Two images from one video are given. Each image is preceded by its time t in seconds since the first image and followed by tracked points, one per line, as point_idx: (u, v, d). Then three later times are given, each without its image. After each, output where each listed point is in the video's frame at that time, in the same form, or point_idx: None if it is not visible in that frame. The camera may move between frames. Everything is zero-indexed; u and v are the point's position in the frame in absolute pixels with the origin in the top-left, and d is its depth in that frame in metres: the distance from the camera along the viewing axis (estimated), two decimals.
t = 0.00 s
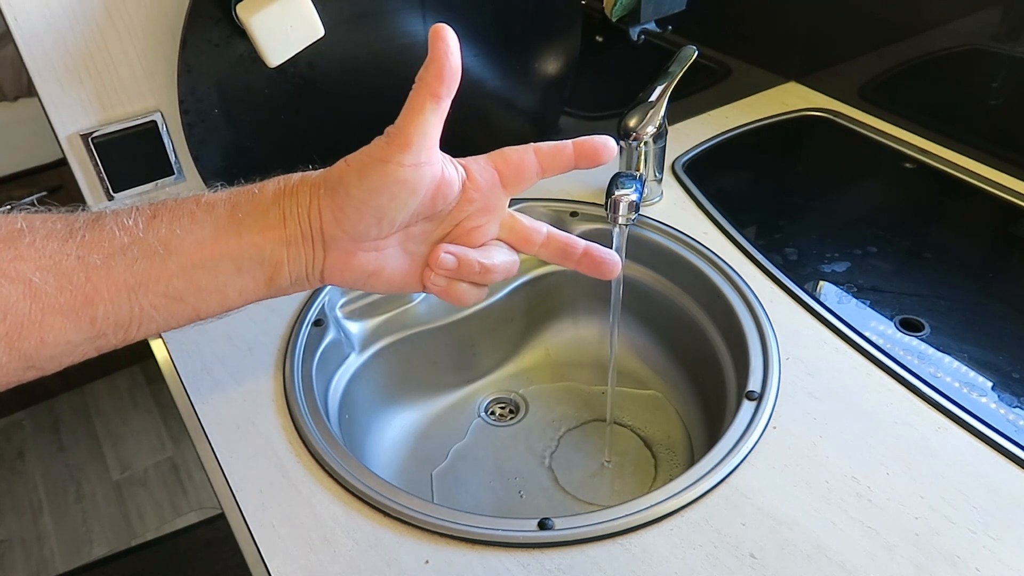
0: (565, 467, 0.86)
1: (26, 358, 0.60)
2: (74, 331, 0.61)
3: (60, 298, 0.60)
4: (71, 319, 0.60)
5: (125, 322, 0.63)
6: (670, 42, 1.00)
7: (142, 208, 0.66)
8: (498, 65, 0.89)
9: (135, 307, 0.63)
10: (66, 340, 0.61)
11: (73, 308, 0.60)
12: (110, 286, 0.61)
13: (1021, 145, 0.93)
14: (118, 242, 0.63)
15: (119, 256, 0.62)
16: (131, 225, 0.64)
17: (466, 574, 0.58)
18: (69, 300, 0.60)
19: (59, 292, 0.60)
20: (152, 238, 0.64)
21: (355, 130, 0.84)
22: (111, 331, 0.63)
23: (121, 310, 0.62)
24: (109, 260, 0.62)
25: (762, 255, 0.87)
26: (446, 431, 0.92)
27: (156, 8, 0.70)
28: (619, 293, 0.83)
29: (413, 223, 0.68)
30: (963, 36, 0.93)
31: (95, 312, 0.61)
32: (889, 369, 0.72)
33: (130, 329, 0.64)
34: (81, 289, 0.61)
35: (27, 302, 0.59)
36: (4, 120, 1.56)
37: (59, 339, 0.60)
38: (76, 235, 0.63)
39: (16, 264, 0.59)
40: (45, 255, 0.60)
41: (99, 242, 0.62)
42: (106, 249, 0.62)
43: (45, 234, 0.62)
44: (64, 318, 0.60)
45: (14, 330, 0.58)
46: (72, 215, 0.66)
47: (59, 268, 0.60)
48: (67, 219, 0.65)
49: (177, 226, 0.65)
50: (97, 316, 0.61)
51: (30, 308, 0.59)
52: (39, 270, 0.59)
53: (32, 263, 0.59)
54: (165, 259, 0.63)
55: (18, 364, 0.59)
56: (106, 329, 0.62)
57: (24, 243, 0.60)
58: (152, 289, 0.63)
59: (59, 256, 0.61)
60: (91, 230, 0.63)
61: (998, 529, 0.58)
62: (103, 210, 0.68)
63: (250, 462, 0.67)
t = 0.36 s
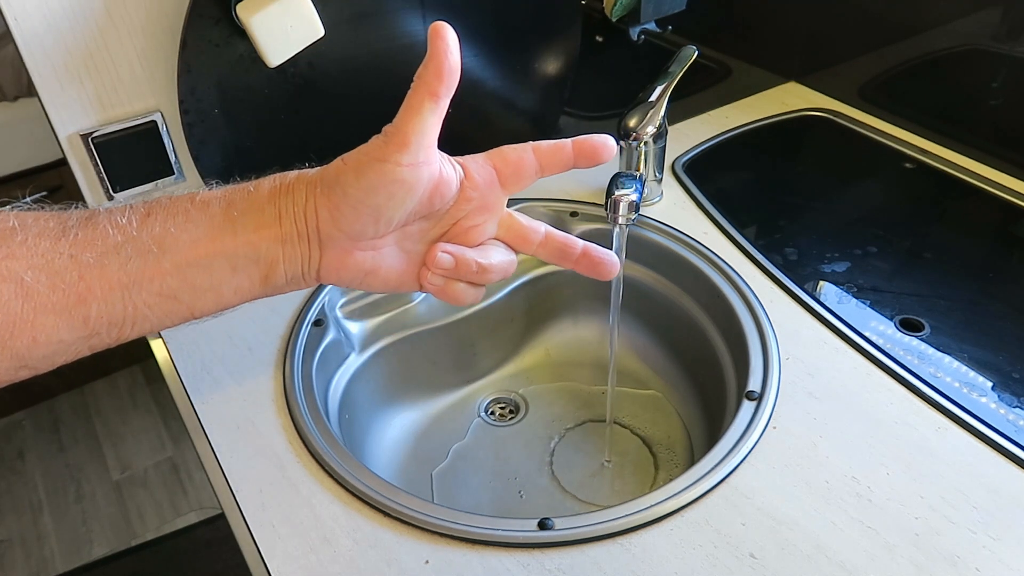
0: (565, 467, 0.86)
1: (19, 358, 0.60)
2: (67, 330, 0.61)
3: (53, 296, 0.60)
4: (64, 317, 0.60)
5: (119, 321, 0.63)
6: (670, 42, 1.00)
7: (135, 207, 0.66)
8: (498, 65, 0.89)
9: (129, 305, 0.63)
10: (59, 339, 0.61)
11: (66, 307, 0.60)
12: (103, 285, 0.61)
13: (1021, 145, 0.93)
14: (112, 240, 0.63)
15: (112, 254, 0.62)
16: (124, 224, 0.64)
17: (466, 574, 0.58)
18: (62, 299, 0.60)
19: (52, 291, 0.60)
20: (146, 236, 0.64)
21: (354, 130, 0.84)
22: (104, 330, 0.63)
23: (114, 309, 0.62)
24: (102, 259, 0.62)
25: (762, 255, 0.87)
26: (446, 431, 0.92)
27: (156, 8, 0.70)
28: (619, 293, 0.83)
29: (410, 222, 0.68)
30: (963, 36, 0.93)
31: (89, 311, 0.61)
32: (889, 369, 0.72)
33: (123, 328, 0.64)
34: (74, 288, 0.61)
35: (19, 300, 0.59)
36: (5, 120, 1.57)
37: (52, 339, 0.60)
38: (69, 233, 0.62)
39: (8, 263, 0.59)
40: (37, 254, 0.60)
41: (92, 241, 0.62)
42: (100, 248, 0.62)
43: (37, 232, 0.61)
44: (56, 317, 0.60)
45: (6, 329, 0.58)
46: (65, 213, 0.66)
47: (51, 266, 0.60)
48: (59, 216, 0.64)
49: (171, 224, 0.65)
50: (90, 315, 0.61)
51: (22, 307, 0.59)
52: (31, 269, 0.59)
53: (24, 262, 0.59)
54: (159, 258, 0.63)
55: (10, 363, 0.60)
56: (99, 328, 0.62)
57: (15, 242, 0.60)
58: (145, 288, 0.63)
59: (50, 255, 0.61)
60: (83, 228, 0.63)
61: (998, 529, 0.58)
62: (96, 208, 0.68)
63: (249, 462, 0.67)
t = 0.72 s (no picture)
0: (565, 467, 0.86)
1: (13, 366, 0.60)
2: (60, 338, 0.61)
3: (46, 304, 0.60)
4: (58, 325, 0.60)
5: (113, 330, 0.63)
6: (670, 42, 1.00)
7: (129, 215, 0.66)
8: (498, 65, 0.89)
9: (122, 314, 0.63)
10: (52, 348, 0.61)
11: (60, 316, 0.60)
12: (96, 294, 0.61)
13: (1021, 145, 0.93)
14: (105, 249, 0.63)
15: (106, 262, 0.62)
16: (118, 232, 0.64)
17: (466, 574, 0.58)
18: (55, 307, 0.60)
19: (45, 300, 0.60)
20: (140, 245, 0.64)
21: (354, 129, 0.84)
22: (98, 338, 0.63)
23: (108, 318, 0.62)
24: (96, 267, 0.62)
25: (762, 255, 0.87)
26: (447, 431, 0.92)
27: (156, 8, 0.70)
28: (619, 293, 0.83)
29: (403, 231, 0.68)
30: (963, 36, 0.93)
31: (82, 319, 0.61)
32: (889, 369, 0.72)
33: (116, 336, 0.64)
34: (68, 296, 0.61)
35: (13, 309, 0.59)
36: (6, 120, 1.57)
37: (45, 347, 0.60)
38: (62, 242, 0.62)
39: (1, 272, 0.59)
40: (31, 262, 0.60)
41: (86, 250, 0.62)
42: (93, 257, 0.62)
43: (31, 241, 0.61)
44: (50, 326, 0.60)
45: None
46: (59, 222, 0.66)
47: (44, 275, 0.60)
48: (53, 225, 0.64)
49: (165, 233, 0.65)
50: (83, 323, 0.61)
51: (16, 316, 0.59)
52: (24, 277, 0.59)
53: (17, 270, 0.59)
54: (153, 266, 0.63)
55: (3, 371, 0.60)
56: (92, 336, 0.62)
57: (9, 250, 0.60)
58: (139, 297, 0.63)
59: (44, 264, 0.60)
60: (77, 237, 0.63)
61: (998, 529, 0.58)
62: (89, 217, 0.68)
63: (250, 462, 0.67)
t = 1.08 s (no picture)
0: (565, 468, 0.86)
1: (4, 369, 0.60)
2: (51, 341, 0.61)
3: (38, 308, 0.60)
4: (49, 329, 0.60)
5: (104, 333, 0.63)
6: (670, 42, 1.00)
7: (120, 220, 0.66)
8: (498, 65, 0.89)
9: (112, 318, 0.63)
10: (43, 351, 0.61)
11: (51, 319, 0.60)
12: (87, 298, 0.61)
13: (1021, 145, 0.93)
14: (96, 253, 0.63)
15: (97, 267, 0.62)
16: (108, 237, 0.64)
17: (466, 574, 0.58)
18: (46, 310, 0.60)
19: (37, 303, 0.60)
20: (130, 249, 0.64)
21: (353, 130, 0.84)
22: (89, 342, 0.63)
23: (99, 321, 0.62)
24: (87, 271, 0.62)
25: (762, 255, 0.87)
26: (447, 432, 0.91)
27: (155, 8, 0.70)
28: (619, 293, 0.83)
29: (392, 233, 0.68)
30: (963, 36, 0.93)
31: (73, 323, 0.61)
32: (889, 369, 0.72)
33: (108, 340, 0.63)
34: (58, 300, 0.61)
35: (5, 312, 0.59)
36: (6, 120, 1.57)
37: (36, 350, 0.60)
38: (53, 247, 0.62)
39: None
40: (22, 267, 0.60)
41: (77, 254, 0.62)
42: (84, 262, 0.62)
43: (23, 246, 0.61)
44: (41, 329, 0.60)
45: None
46: (51, 227, 0.66)
47: (35, 279, 0.60)
48: (45, 230, 0.64)
49: (156, 237, 0.65)
50: (74, 327, 0.61)
51: (7, 319, 0.59)
52: (15, 281, 0.59)
53: (8, 275, 0.59)
54: (143, 270, 0.63)
55: None
56: (83, 340, 0.62)
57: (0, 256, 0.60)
58: (129, 301, 0.63)
59: (35, 268, 0.60)
60: (68, 242, 0.63)
61: (998, 529, 0.58)
62: (82, 221, 0.68)
63: (250, 461, 0.67)
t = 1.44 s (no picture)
0: (565, 468, 0.86)
1: None
2: (46, 342, 0.61)
3: (33, 310, 0.60)
4: (43, 330, 0.60)
5: (99, 334, 0.63)
6: (670, 42, 1.00)
7: (114, 222, 0.66)
8: (498, 65, 0.89)
9: (106, 320, 0.63)
10: (38, 352, 0.61)
11: (46, 320, 0.60)
12: (82, 300, 0.61)
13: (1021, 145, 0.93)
14: (91, 255, 0.63)
15: (91, 268, 0.62)
16: (102, 239, 0.64)
17: (466, 574, 0.58)
18: (42, 312, 0.60)
19: (32, 304, 0.60)
20: (124, 251, 0.64)
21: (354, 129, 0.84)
22: (83, 343, 0.63)
23: (93, 323, 0.62)
24: (81, 273, 0.62)
25: (762, 255, 0.87)
26: (446, 432, 0.91)
27: (155, 8, 0.70)
28: (619, 293, 0.83)
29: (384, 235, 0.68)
30: (963, 35, 0.93)
31: (68, 324, 0.61)
32: (889, 369, 0.72)
33: (102, 342, 0.63)
34: (54, 302, 0.61)
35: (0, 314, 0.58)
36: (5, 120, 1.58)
37: (32, 351, 0.60)
38: (48, 249, 0.62)
39: None
40: (16, 267, 0.60)
41: (71, 256, 0.62)
42: (78, 263, 0.62)
43: (18, 248, 0.61)
44: (37, 330, 0.60)
45: None
46: (45, 229, 0.65)
47: (30, 280, 0.60)
48: (40, 232, 0.64)
49: (150, 239, 0.65)
50: (69, 328, 0.61)
51: (3, 321, 0.59)
52: (11, 282, 0.59)
53: (4, 276, 0.59)
54: (137, 272, 0.63)
55: None
56: (78, 341, 0.62)
57: None
58: (124, 302, 0.63)
59: (31, 269, 0.60)
60: (63, 244, 0.63)
61: (998, 528, 0.58)
62: (77, 224, 0.68)
63: (249, 461, 0.67)
